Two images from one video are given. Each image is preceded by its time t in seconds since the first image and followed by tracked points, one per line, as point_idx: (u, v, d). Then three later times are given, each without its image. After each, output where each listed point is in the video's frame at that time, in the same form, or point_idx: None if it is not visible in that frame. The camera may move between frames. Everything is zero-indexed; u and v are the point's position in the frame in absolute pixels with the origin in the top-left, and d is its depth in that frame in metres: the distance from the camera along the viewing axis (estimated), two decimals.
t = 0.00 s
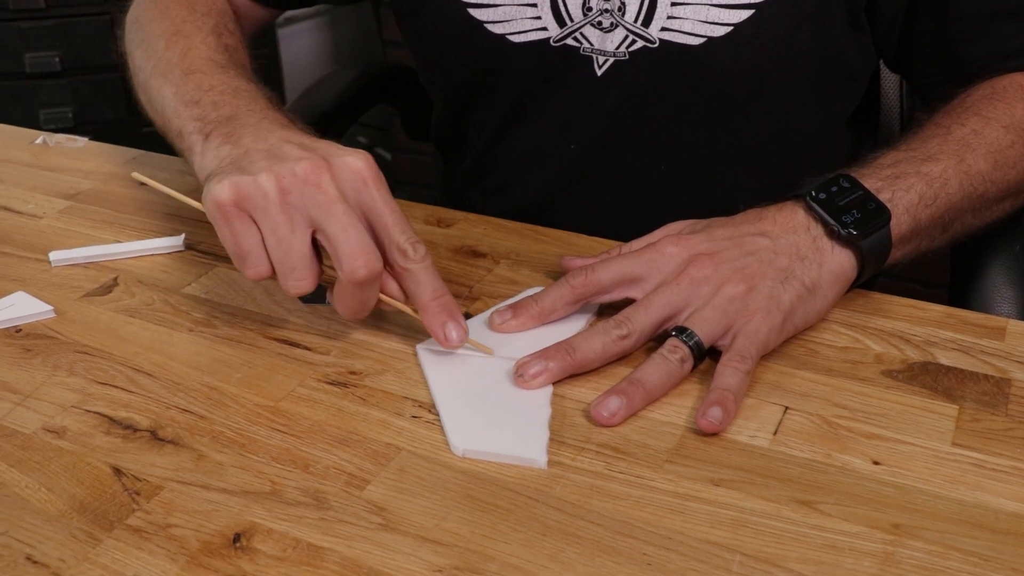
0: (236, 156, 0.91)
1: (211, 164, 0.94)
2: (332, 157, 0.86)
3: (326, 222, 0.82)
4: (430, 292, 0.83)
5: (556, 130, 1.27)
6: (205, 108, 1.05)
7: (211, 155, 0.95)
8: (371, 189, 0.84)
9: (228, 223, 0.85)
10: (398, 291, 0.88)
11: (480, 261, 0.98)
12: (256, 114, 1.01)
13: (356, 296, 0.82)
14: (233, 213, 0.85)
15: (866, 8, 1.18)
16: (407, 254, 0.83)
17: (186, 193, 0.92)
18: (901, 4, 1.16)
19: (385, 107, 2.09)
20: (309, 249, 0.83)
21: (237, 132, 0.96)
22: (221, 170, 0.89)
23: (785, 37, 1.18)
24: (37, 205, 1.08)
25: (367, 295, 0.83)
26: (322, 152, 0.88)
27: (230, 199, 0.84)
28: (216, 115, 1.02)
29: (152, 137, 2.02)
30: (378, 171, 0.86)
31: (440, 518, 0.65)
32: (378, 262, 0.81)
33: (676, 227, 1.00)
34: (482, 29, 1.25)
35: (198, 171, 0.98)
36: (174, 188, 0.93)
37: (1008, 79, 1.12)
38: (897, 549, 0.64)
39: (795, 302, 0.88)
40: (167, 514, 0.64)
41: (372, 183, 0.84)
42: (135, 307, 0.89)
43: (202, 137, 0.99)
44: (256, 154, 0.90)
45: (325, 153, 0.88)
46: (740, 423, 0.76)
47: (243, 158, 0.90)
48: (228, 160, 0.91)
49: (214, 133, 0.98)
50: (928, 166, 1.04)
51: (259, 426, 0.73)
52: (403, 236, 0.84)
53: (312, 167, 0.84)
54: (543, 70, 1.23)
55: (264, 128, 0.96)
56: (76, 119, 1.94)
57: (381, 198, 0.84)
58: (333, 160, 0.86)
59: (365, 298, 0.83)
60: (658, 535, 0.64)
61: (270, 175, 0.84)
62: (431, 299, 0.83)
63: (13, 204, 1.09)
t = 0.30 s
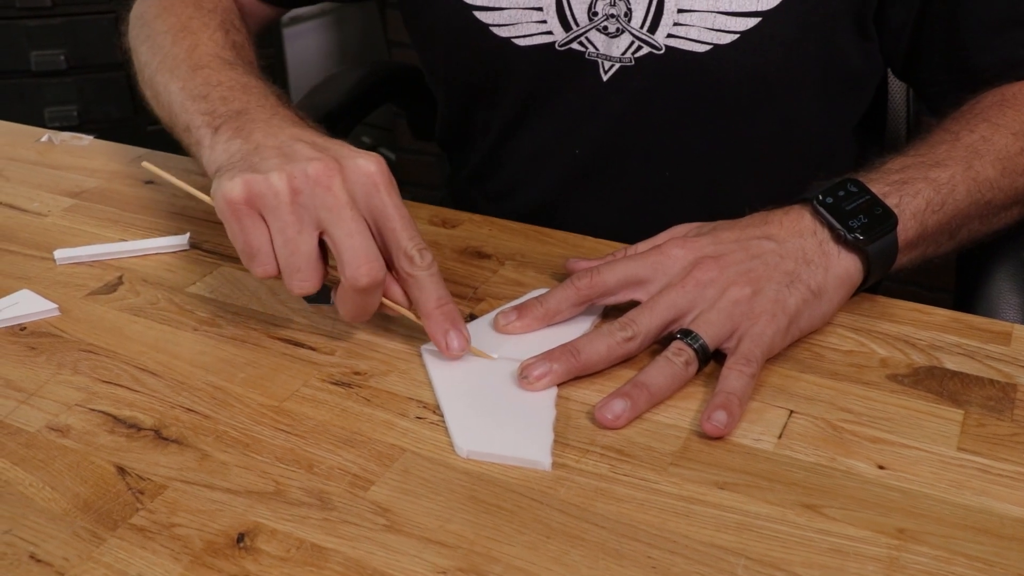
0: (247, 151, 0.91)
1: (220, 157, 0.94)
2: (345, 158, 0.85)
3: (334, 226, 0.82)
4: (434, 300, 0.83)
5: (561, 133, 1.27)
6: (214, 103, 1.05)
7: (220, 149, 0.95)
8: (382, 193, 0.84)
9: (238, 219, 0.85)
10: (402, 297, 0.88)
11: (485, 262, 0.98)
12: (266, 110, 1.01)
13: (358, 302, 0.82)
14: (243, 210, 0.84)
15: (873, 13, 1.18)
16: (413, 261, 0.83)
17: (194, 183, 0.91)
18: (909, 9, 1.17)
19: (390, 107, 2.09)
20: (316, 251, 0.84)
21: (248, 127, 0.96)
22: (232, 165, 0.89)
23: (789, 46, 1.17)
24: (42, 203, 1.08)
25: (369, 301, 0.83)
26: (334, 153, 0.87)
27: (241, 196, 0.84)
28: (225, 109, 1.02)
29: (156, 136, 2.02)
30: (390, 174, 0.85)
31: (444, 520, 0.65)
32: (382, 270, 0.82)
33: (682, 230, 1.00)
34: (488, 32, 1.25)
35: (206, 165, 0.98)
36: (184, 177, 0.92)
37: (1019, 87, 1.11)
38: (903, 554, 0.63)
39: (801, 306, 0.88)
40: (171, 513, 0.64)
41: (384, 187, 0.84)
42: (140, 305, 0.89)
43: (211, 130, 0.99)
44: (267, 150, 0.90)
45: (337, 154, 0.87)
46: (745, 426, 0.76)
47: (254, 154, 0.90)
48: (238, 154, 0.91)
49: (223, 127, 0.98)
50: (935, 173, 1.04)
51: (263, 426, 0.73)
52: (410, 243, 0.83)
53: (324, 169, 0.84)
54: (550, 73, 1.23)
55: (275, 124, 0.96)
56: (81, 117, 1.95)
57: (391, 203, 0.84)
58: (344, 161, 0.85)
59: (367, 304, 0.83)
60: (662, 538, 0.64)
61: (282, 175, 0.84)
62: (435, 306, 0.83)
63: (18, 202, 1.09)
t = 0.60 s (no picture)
0: (246, 140, 0.90)
1: (216, 144, 0.93)
2: (346, 152, 0.84)
3: (332, 221, 0.81)
4: (424, 301, 0.83)
5: (566, 135, 1.26)
6: (209, 90, 1.04)
7: (216, 135, 0.95)
8: (380, 190, 0.84)
9: (235, 208, 0.83)
10: (393, 296, 0.88)
11: (490, 263, 0.98)
12: (263, 100, 1.00)
13: (350, 298, 0.82)
14: (241, 199, 0.83)
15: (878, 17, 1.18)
16: (406, 261, 0.83)
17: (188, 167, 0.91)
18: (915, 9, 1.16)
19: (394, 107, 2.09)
20: (312, 245, 0.83)
21: (246, 115, 0.96)
22: (230, 153, 0.88)
23: (792, 52, 1.17)
24: (46, 204, 1.08)
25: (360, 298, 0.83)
26: (335, 146, 0.86)
27: (240, 184, 0.83)
28: (222, 97, 1.02)
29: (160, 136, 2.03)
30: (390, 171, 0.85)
31: (450, 522, 0.64)
32: (378, 269, 0.81)
33: (686, 229, 1.00)
34: (491, 36, 1.25)
35: (200, 151, 0.97)
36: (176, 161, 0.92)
37: None
38: (910, 558, 0.63)
39: (808, 306, 0.88)
40: (175, 515, 0.64)
41: (383, 185, 0.84)
42: (144, 306, 0.89)
43: (206, 117, 0.99)
44: (267, 140, 0.89)
45: (338, 146, 0.86)
46: (752, 428, 0.75)
47: (253, 143, 0.89)
48: (237, 142, 0.91)
49: (219, 114, 0.98)
50: (940, 172, 1.04)
51: (268, 427, 0.73)
52: (405, 243, 0.83)
53: (325, 162, 0.82)
54: (555, 75, 1.23)
55: (273, 113, 0.96)
56: (85, 117, 1.95)
57: (388, 201, 0.84)
58: (346, 155, 0.84)
59: (358, 301, 0.83)
60: (669, 542, 0.63)
61: (283, 166, 0.82)
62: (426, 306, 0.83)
63: (23, 202, 1.09)
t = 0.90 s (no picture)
0: (222, 138, 0.91)
1: (196, 141, 0.93)
2: (318, 149, 0.85)
3: (303, 218, 0.82)
4: (395, 296, 0.83)
5: (571, 134, 1.26)
6: (196, 86, 1.04)
7: (196, 132, 0.95)
8: (351, 186, 0.85)
9: (207, 206, 0.84)
10: (365, 292, 0.88)
11: (495, 263, 0.98)
12: (246, 96, 1.00)
13: (322, 294, 0.82)
14: (214, 197, 0.84)
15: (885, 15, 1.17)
16: (378, 256, 0.83)
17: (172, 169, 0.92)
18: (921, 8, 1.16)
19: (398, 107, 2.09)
20: (285, 243, 0.84)
21: (226, 112, 0.96)
22: (206, 150, 0.89)
23: (800, 49, 1.17)
24: (51, 203, 1.08)
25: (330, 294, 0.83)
26: (307, 143, 0.87)
27: (212, 182, 0.83)
28: (207, 92, 1.02)
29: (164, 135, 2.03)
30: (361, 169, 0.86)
31: (454, 522, 0.64)
32: (349, 265, 0.82)
33: (691, 229, 0.99)
34: (496, 35, 1.24)
35: (184, 146, 0.97)
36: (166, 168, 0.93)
37: None
38: (917, 560, 0.63)
39: (814, 307, 0.87)
40: (179, 515, 0.64)
41: (354, 181, 0.85)
42: (148, 305, 0.89)
43: (190, 114, 0.99)
44: (242, 138, 0.89)
45: (311, 144, 0.87)
46: (758, 429, 0.75)
47: (229, 141, 0.89)
48: (214, 139, 0.91)
49: (202, 111, 0.98)
50: (947, 172, 1.04)
51: (272, 427, 0.73)
52: (376, 239, 0.84)
53: (296, 160, 0.83)
54: (561, 74, 1.23)
55: (254, 110, 0.96)
56: (89, 116, 1.96)
57: (359, 197, 0.85)
58: (317, 153, 0.85)
59: (331, 297, 0.83)
60: (675, 543, 0.63)
61: (254, 164, 0.83)
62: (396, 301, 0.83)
63: (27, 201, 1.09)
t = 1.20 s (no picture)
0: (213, 138, 0.91)
1: (190, 142, 0.94)
2: (305, 148, 0.86)
3: (290, 216, 0.82)
4: (383, 291, 0.83)
5: (576, 131, 1.26)
6: (195, 86, 1.05)
7: (190, 134, 0.95)
8: (338, 183, 0.84)
9: (196, 206, 0.85)
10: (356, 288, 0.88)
11: (499, 261, 0.98)
12: (242, 97, 1.00)
13: (311, 291, 0.82)
14: (202, 197, 0.85)
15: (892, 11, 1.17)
16: (366, 252, 0.83)
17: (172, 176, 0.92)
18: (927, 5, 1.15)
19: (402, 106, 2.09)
20: (273, 241, 0.84)
21: (220, 112, 0.96)
22: (197, 151, 0.90)
23: (810, 42, 1.17)
24: (54, 201, 1.08)
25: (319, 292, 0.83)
26: (295, 142, 0.87)
27: (200, 183, 0.84)
28: (205, 93, 1.02)
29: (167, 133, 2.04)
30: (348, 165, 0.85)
31: (458, 521, 0.64)
32: (336, 261, 0.81)
33: (695, 227, 0.99)
34: (503, 31, 1.24)
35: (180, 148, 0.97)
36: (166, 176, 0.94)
37: None
38: (922, 559, 0.62)
39: (819, 305, 0.87)
40: (182, 513, 0.64)
41: (340, 178, 0.84)
42: (152, 303, 0.89)
43: (186, 114, 0.99)
44: (232, 137, 0.90)
45: (298, 142, 0.87)
46: (763, 428, 0.75)
47: (219, 141, 0.90)
48: (206, 140, 0.91)
49: (197, 112, 0.98)
50: (952, 170, 1.03)
51: (276, 425, 0.73)
52: (364, 234, 0.84)
53: (281, 159, 0.84)
54: (568, 70, 1.23)
55: (247, 110, 0.96)
56: (93, 114, 1.97)
57: (346, 193, 0.84)
58: (303, 151, 0.85)
59: (320, 294, 0.83)
60: (679, 541, 0.63)
61: (240, 164, 0.84)
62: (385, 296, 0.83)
63: (30, 199, 1.09)
